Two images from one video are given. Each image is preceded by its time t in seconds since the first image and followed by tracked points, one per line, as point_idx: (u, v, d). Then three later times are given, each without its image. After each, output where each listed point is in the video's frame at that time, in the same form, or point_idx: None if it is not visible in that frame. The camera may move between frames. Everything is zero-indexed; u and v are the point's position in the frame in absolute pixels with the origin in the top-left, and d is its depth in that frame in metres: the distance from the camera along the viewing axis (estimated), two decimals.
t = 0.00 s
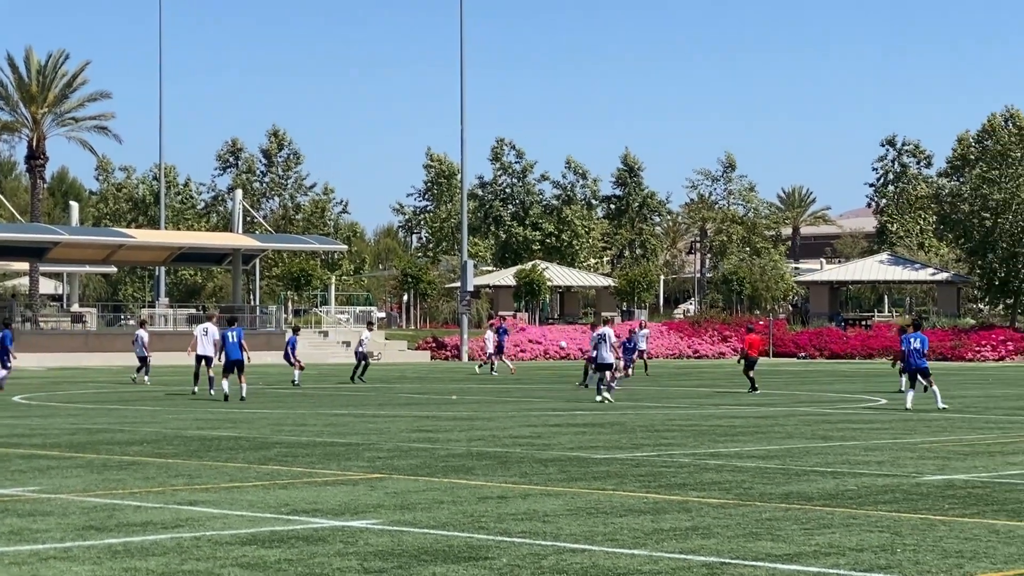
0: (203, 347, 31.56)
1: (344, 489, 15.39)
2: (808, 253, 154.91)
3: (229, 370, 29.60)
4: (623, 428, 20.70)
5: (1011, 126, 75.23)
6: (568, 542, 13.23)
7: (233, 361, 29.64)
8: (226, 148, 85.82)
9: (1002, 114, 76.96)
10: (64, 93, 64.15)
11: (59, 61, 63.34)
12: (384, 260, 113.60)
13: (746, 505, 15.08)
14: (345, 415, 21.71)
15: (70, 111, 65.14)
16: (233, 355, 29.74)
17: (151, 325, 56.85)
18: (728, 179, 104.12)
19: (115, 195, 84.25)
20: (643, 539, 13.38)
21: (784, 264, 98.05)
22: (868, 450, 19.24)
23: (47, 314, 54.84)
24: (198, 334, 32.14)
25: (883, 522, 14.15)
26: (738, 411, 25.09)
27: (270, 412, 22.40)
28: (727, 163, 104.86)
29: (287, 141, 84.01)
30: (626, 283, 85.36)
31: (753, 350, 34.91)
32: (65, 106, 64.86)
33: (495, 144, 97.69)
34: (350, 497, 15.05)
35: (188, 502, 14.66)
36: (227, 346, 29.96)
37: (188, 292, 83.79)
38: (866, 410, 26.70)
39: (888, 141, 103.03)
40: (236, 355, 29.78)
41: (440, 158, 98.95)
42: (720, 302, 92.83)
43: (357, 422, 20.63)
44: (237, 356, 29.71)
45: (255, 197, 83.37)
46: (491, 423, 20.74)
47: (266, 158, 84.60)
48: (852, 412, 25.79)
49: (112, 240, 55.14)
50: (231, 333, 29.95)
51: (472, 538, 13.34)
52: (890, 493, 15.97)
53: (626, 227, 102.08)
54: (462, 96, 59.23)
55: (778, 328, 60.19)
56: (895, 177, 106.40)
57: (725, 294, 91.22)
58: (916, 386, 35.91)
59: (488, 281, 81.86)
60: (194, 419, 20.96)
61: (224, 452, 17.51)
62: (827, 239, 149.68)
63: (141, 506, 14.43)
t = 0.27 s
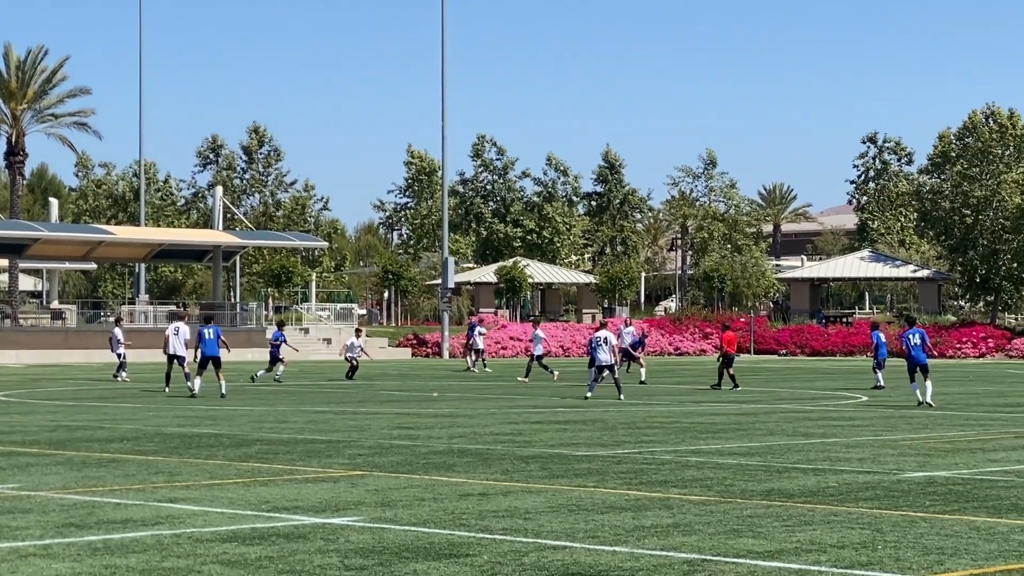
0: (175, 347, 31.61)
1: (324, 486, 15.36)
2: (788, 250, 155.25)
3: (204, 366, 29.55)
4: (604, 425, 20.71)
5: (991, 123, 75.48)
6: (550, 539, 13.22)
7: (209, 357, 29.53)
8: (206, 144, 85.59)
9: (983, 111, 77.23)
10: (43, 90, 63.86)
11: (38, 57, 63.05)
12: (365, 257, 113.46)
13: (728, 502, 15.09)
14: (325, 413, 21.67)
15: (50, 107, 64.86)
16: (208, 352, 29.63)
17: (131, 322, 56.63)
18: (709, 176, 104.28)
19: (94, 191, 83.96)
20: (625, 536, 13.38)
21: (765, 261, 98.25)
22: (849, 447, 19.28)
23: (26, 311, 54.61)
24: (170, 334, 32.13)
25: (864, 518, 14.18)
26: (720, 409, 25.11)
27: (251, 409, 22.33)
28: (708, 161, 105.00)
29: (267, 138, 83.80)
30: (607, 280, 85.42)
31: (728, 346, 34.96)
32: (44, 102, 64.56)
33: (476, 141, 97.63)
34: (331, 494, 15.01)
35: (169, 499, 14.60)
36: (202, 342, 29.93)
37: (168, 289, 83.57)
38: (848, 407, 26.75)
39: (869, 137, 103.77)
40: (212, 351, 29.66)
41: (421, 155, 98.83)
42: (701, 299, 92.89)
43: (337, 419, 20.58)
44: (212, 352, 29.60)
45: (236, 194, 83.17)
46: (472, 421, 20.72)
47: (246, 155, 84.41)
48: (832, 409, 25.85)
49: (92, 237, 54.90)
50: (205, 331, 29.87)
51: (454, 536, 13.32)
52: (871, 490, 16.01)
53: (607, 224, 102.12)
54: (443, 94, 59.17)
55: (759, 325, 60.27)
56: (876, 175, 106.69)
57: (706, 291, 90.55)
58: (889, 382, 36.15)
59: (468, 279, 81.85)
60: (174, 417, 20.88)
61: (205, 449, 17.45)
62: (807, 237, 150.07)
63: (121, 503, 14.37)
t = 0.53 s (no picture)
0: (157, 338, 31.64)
1: (313, 481, 15.38)
2: (775, 245, 155.68)
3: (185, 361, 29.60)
4: (592, 420, 20.77)
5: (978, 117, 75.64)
6: (537, 533, 13.28)
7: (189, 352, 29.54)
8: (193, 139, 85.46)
9: (970, 106, 77.38)
10: (31, 85, 63.74)
11: (25, 52, 62.92)
12: (352, 252, 113.40)
13: (714, 497, 15.16)
14: (313, 407, 21.71)
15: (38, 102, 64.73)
16: (188, 346, 29.65)
17: (119, 318, 56.50)
18: (696, 171, 104.40)
19: (81, 186, 83.84)
20: (612, 531, 13.43)
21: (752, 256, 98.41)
22: (835, 442, 19.37)
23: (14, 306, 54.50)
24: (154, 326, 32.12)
25: (851, 513, 14.24)
26: (707, 403, 25.18)
27: (239, 405, 22.36)
28: (695, 155, 105.07)
29: (255, 133, 83.70)
30: (594, 275, 85.54)
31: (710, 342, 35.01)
32: (32, 98, 64.43)
33: (463, 136, 97.62)
34: (319, 489, 15.04)
35: (158, 494, 14.61)
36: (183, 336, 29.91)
37: (155, 285, 83.49)
38: (834, 402, 26.83)
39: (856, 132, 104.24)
40: (191, 345, 29.66)
41: (408, 150, 98.79)
42: (688, 294, 93.04)
43: (324, 414, 20.60)
44: (193, 347, 29.61)
45: (222, 189, 83.05)
46: (459, 415, 20.78)
47: (233, 151, 84.34)
48: (818, 404, 25.97)
49: (79, 232, 54.79)
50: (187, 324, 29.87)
51: (442, 530, 13.37)
52: (857, 484, 16.08)
53: (594, 219, 102.22)
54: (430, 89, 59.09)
55: (745, 320, 60.43)
56: (862, 170, 106.89)
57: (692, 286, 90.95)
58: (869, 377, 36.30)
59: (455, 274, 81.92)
60: (162, 411, 20.88)
61: (193, 444, 17.45)
62: (794, 231, 150.40)
63: (109, 498, 14.39)
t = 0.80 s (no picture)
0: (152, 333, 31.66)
1: (308, 475, 15.39)
2: (771, 239, 155.72)
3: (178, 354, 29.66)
4: (587, 414, 20.78)
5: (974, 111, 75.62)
6: (533, 528, 13.31)
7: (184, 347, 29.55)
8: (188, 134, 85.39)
9: (966, 99, 77.37)
10: (27, 80, 63.69)
11: (21, 47, 62.86)
12: (348, 246, 113.41)
13: (711, 490, 15.18)
14: (308, 402, 21.71)
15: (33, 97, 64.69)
16: (183, 341, 29.67)
17: (114, 312, 56.47)
18: (691, 166, 104.41)
19: (77, 181, 83.80)
20: (608, 525, 13.46)
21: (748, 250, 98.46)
22: (831, 435, 19.40)
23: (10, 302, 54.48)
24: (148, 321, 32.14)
25: (847, 507, 14.27)
26: (701, 397, 25.20)
27: (235, 399, 22.37)
28: (689, 150, 105.04)
29: (250, 128, 83.64)
30: (589, 269, 85.53)
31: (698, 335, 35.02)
32: (28, 92, 64.38)
33: (458, 130, 97.55)
34: (315, 484, 15.05)
35: (154, 489, 14.63)
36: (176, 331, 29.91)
37: (151, 279, 83.49)
38: (828, 396, 26.86)
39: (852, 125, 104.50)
40: (186, 339, 29.69)
41: (403, 145, 98.76)
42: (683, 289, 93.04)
43: (319, 408, 20.61)
44: (188, 342, 29.64)
45: (218, 184, 83.01)
46: (455, 410, 20.79)
47: (229, 145, 84.25)
48: (813, 398, 26.01)
49: (74, 227, 54.74)
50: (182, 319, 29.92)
51: (438, 524, 13.41)
52: (853, 478, 16.10)
53: (589, 214, 102.25)
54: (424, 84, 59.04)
55: (741, 314, 60.52)
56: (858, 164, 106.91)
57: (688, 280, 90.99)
58: (855, 371, 36.30)
59: (451, 269, 81.94)
60: (156, 406, 20.87)
61: (189, 439, 17.46)
62: (790, 225, 150.53)
63: (105, 492, 14.40)
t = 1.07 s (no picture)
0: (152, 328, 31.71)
1: (311, 469, 15.38)
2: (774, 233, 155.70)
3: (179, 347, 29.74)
4: (590, 408, 20.77)
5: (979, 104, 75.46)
6: (537, 522, 13.31)
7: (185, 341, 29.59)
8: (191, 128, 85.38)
9: (971, 93, 77.21)
10: (30, 74, 63.70)
11: (24, 41, 62.85)
12: (351, 241, 113.42)
13: (714, 485, 15.16)
14: (311, 396, 21.71)
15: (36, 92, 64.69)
16: (185, 336, 29.72)
17: (118, 307, 56.50)
18: (695, 159, 104.32)
19: (80, 175, 83.83)
20: (611, 519, 13.45)
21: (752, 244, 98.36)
22: (835, 429, 19.37)
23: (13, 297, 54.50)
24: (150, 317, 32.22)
25: (851, 500, 14.25)
26: (705, 391, 25.17)
27: (237, 394, 22.36)
28: (693, 143, 104.88)
29: (253, 122, 83.63)
30: (593, 263, 85.46)
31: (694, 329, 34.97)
32: (31, 87, 64.39)
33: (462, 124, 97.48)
34: (318, 478, 15.04)
35: (157, 483, 14.64)
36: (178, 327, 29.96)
37: (154, 274, 83.55)
38: (832, 390, 26.85)
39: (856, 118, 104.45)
40: (188, 335, 29.75)
41: (406, 138, 98.74)
42: (687, 282, 92.94)
43: (323, 403, 20.61)
44: (190, 337, 29.69)
45: (221, 178, 83.03)
46: (458, 404, 20.78)
47: (232, 139, 84.23)
48: (816, 392, 26.00)
49: (77, 222, 54.73)
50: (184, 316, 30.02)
51: (441, 518, 13.43)
52: (857, 472, 16.07)
53: (593, 208, 102.22)
54: (428, 79, 58.92)
55: (744, 308, 60.50)
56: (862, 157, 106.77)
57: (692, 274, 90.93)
58: (856, 365, 36.24)
59: (454, 263, 81.93)
60: (161, 400, 20.87)
61: (192, 434, 17.45)
62: (793, 219, 150.50)
63: (109, 487, 14.42)
